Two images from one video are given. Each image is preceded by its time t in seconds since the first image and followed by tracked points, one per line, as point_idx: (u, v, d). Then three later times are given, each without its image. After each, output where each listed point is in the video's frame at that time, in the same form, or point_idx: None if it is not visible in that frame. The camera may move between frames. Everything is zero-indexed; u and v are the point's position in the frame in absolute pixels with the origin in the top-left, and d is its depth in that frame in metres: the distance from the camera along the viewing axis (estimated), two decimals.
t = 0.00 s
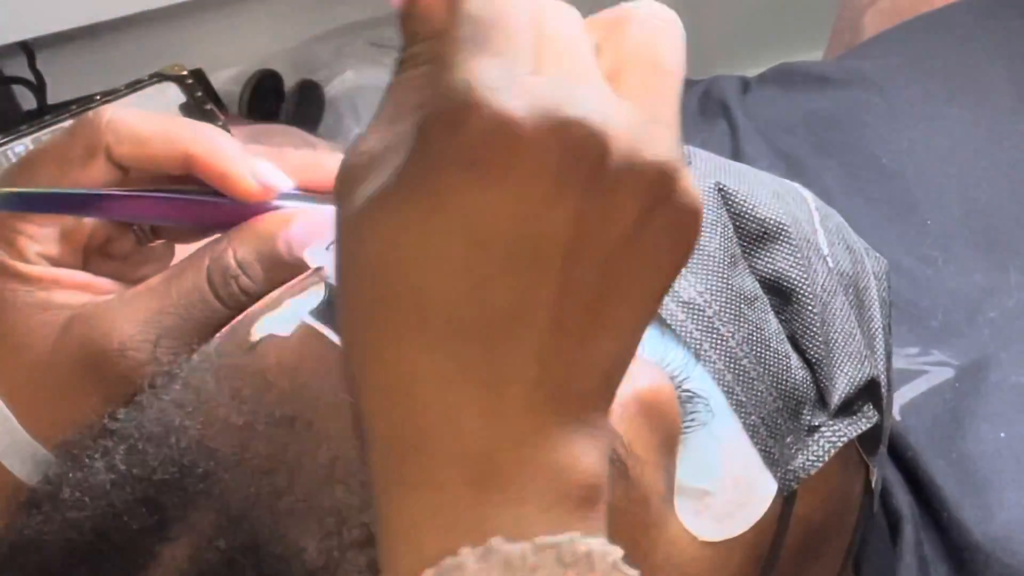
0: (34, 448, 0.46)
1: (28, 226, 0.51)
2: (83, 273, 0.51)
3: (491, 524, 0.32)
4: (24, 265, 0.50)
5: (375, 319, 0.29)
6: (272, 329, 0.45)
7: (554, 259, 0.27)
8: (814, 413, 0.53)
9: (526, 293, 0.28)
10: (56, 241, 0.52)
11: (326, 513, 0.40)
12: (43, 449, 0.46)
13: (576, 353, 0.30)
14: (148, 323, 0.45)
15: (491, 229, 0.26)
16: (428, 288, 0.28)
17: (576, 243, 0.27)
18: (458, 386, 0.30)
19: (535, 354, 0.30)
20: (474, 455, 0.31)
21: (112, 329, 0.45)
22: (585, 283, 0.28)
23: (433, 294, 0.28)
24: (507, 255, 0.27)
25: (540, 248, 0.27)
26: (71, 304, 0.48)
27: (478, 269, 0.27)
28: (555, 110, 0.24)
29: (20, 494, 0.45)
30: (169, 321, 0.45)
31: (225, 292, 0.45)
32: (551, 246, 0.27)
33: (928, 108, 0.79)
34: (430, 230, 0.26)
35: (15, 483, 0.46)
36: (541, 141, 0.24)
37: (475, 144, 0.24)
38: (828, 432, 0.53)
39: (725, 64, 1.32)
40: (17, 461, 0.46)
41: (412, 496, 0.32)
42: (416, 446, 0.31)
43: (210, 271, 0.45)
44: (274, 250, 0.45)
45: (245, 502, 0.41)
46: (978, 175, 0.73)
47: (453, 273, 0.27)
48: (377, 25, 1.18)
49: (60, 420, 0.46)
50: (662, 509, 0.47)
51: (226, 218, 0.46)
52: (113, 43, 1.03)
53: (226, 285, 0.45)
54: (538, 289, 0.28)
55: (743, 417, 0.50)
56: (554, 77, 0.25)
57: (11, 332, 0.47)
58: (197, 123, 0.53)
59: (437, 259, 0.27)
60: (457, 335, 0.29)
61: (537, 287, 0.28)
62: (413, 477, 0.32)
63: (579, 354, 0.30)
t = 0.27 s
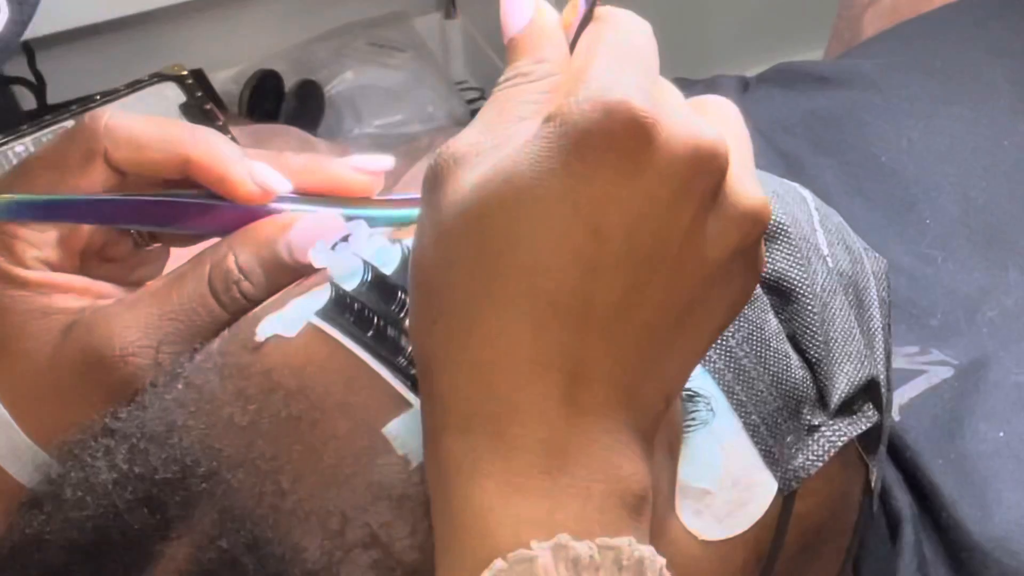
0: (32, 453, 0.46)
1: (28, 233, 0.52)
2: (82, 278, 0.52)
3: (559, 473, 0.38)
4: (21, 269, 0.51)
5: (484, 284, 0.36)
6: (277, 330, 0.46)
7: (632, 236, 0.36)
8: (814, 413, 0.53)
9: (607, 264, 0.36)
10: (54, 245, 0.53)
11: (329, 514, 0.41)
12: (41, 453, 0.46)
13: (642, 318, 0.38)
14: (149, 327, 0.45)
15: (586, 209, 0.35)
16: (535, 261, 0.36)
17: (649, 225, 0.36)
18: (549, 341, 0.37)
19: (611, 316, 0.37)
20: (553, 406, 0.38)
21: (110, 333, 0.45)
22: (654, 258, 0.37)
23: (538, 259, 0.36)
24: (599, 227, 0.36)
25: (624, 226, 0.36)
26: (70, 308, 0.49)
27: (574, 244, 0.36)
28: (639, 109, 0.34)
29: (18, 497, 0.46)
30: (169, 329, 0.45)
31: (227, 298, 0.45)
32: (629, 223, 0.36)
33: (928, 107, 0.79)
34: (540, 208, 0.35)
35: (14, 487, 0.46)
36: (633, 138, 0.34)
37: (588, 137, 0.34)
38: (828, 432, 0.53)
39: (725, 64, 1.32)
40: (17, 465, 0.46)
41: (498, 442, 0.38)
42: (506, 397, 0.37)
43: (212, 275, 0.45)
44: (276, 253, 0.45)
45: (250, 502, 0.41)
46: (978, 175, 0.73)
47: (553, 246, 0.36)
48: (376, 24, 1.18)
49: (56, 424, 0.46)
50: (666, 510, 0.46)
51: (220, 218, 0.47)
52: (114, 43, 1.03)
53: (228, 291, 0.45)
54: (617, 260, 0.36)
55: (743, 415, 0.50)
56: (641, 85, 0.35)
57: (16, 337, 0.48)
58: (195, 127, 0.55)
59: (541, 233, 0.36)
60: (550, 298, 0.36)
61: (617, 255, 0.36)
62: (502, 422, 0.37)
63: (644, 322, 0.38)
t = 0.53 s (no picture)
0: (31, 454, 0.46)
1: (27, 234, 0.52)
2: (81, 279, 0.52)
3: (559, 475, 0.39)
4: (21, 270, 0.51)
5: (488, 287, 0.38)
6: (276, 330, 0.45)
7: (633, 241, 0.37)
8: (814, 413, 0.53)
9: (608, 268, 0.37)
10: (54, 246, 0.53)
11: (329, 515, 0.41)
12: (39, 454, 0.46)
13: (644, 322, 0.39)
14: (148, 328, 0.45)
15: (586, 213, 0.36)
16: (537, 265, 0.37)
17: (651, 229, 0.37)
18: (552, 344, 0.38)
19: (613, 319, 0.38)
20: (554, 407, 0.39)
21: (108, 333, 0.45)
22: (655, 263, 0.37)
23: (540, 262, 0.37)
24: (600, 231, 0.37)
25: (624, 231, 0.37)
26: (69, 309, 0.49)
27: (576, 249, 0.37)
28: (639, 112, 0.35)
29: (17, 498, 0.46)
30: (168, 330, 0.45)
31: (227, 299, 0.46)
32: (630, 228, 0.37)
33: (929, 107, 0.79)
34: (542, 211, 0.36)
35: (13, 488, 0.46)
36: (633, 142, 0.35)
37: (590, 141, 0.35)
38: (828, 432, 0.53)
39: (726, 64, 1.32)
40: (17, 467, 0.46)
41: (501, 443, 0.39)
42: (509, 398, 0.38)
43: (211, 274, 0.45)
44: (276, 254, 0.45)
45: (251, 503, 0.41)
46: (979, 176, 0.74)
47: (555, 250, 0.37)
48: (377, 24, 1.18)
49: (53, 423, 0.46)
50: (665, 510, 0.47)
51: (219, 219, 0.47)
52: (115, 43, 1.03)
53: (228, 292, 0.45)
54: (619, 265, 0.37)
55: (743, 416, 0.50)
56: (644, 89, 0.36)
57: (14, 337, 0.48)
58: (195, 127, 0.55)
59: (542, 237, 0.37)
60: (553, 301, 0.38)
61: (618, 259, 0.37)
62: (506, 422, 0.39)
63: (646, 326, 0.39)
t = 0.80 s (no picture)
0: (32, 455, 0.46)
1: (26, 234, 0.52)
2: (81, 278, 0.52)
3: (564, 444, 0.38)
4: (21, 269, 0.51)
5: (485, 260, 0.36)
6: (273, 329, 0.44)
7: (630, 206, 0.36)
8: (814, 412, 0.53)
9: (605, 235, 0.36)
10: (54, 246, 0.53)
11: (329, 515, 0.41)
12: (39, 454, 0.46)
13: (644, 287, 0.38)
14: (148, 329, 0.45)
15: (580, 180, 0.35)
16: (534, 234, 0.36)
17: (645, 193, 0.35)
18: (551, 313, 0.37)
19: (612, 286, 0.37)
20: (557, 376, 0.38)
21: (109, 334, 0.45)
22: (651, 228, 0.36)
23: (536, 230, 0.36)
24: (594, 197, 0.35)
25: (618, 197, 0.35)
26: (71, 309, 0.49)
27: (572, 217, 0.36)
28: (632, 75, 0.33)
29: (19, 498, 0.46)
30: (169, 328, 0.45)
31: (227, 300, 0.46)
32: (625, 194, 0.35)
33: (930, 108, 0.79)
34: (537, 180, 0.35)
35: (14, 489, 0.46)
36: (625, 106, 0.34)
37: (582, 106, 0.34)
38: (829, 432, 0.53)
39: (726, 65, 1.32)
40: (19, 467, 0.46)
41: (506, 414, 0.38)
42: (510, 369, 0.38)
43: (212, 275, 0.45)
44: (276, 254, 0.45)
45: (251, 503, 0.41)
46: (979, 177, 0.73)
47: (551, 218, 0.36)
48: (377, 25, 1.18)
49: (55, 424, 0.46)
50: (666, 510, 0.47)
51: (219, 220, 0.47)
52: (114, 43, 1.03)
53: (229, 293, 0.45)
54: (616, 231, 0.36)
55: (743, 416, 0.50)
56: (636, 51, 0.34)
57: (15, 337, 0.48)
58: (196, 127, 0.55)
59: (537, 204, 0.35)
60: (550, 271, 0.37)
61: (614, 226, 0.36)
62: (510, 394, 0.38)
63: (646, 291, 0.38)
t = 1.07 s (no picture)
0: (32, 456, 0.46)
1: (27, 235, 0.52)
2: (82, 279, 0.52)
3: (571, 432, 0.37)
4: (23, 270, 0.51)
5: (483, 247, 0.36)
6: (274, 329, 0.44)
7: (627, 187, 0.35)
8: (815, 413, 0.53)
9: (603, 218, 0.35)
10: (54, 246, 0.53)
11: (327, 516, 0.41)
12: (39, 454, 0.46)
13: (646, 270, 0.36)
14: (147, 330, 0.45)
15: (571, 162, 0.35)
16: (531, 217, 0.35)
17: (640, 174, 0.35)
18: (553, 299, 0.36)
19: (614, 269, 0.36)
20: (562, 364, 0.37)
21: (109, 335, 0.45)
22: (650, 208, 0.35)
23: (531, 214, 0.35)
24: (587, 179, 0.35)
25: (613, 178, 0.35)
26: (71, 309, 0.49)
27: (567, 201, 0.35)
28: (609, 60, 0.34)
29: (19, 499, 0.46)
30: (169, 329, 0.45)
31: (227, 300, 0.45)
32: (619, 175, 0.35)
33: (930, 108, 0.79)
34: (527, 165, 0.35)
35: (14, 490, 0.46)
36: (606, 91, 0.34)
37: (563, 94, 0.34)
38: (830, 433, 0.53)
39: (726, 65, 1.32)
40: (19, 467, 0.46)
41: (512, 403, 0.37)
42: (514, 358, 0.37)
43: (212, 277, 0.46)
44: (277, 255, 0.45)
45: (249, 504, 0.41)
46: (980, 177, 0.73)
47: (547, 201, 0.35)
48: (377, 25, 1.18)
49: (54, 425, 0.46)
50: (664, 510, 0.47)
51: (219, 220, 0.47)
52: (114, 43, 1.03)
53: (229, 293, 0.45)
54: (613, 212, 0.35)
55: (745, 417, 0.50)
56: (613, 38, 0.34)
57: (15, 337, 0.48)
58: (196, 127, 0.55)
59: (531, 188, 0.35)
60: (549, 256, 0.36)
61: (612, 208, 0.35)
62: (514, 383, 0.37)
63: (650, 273, 0.36)
